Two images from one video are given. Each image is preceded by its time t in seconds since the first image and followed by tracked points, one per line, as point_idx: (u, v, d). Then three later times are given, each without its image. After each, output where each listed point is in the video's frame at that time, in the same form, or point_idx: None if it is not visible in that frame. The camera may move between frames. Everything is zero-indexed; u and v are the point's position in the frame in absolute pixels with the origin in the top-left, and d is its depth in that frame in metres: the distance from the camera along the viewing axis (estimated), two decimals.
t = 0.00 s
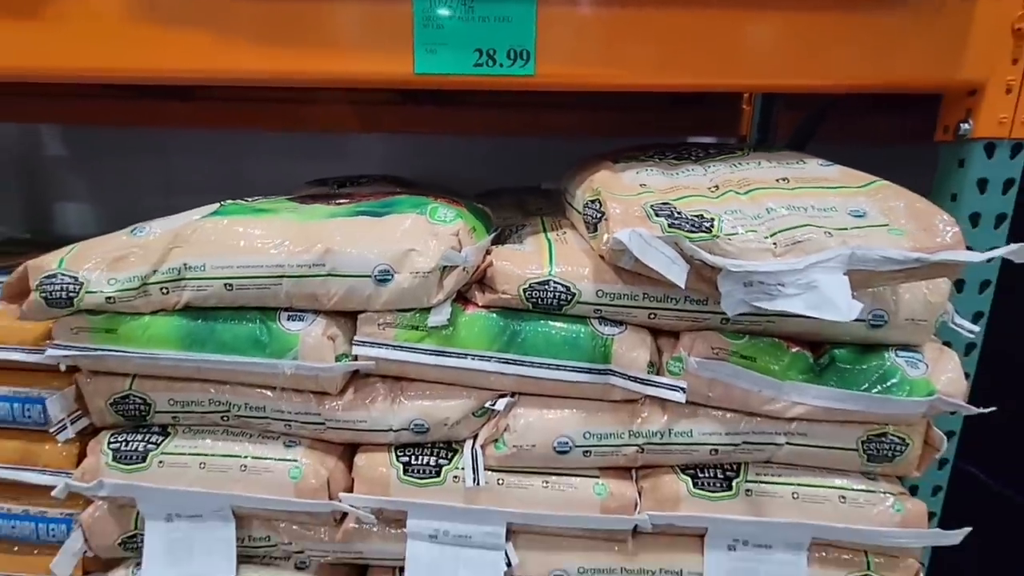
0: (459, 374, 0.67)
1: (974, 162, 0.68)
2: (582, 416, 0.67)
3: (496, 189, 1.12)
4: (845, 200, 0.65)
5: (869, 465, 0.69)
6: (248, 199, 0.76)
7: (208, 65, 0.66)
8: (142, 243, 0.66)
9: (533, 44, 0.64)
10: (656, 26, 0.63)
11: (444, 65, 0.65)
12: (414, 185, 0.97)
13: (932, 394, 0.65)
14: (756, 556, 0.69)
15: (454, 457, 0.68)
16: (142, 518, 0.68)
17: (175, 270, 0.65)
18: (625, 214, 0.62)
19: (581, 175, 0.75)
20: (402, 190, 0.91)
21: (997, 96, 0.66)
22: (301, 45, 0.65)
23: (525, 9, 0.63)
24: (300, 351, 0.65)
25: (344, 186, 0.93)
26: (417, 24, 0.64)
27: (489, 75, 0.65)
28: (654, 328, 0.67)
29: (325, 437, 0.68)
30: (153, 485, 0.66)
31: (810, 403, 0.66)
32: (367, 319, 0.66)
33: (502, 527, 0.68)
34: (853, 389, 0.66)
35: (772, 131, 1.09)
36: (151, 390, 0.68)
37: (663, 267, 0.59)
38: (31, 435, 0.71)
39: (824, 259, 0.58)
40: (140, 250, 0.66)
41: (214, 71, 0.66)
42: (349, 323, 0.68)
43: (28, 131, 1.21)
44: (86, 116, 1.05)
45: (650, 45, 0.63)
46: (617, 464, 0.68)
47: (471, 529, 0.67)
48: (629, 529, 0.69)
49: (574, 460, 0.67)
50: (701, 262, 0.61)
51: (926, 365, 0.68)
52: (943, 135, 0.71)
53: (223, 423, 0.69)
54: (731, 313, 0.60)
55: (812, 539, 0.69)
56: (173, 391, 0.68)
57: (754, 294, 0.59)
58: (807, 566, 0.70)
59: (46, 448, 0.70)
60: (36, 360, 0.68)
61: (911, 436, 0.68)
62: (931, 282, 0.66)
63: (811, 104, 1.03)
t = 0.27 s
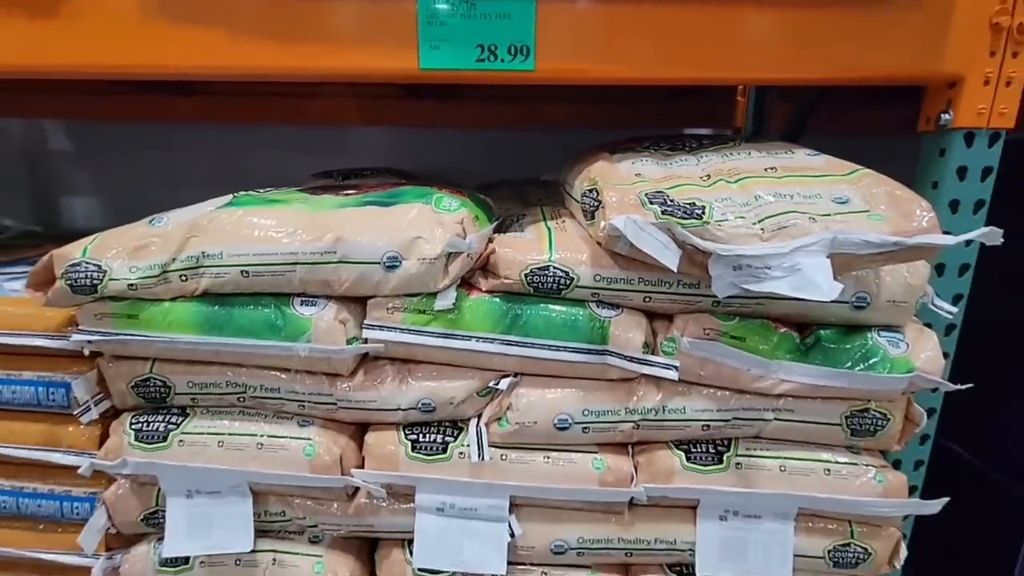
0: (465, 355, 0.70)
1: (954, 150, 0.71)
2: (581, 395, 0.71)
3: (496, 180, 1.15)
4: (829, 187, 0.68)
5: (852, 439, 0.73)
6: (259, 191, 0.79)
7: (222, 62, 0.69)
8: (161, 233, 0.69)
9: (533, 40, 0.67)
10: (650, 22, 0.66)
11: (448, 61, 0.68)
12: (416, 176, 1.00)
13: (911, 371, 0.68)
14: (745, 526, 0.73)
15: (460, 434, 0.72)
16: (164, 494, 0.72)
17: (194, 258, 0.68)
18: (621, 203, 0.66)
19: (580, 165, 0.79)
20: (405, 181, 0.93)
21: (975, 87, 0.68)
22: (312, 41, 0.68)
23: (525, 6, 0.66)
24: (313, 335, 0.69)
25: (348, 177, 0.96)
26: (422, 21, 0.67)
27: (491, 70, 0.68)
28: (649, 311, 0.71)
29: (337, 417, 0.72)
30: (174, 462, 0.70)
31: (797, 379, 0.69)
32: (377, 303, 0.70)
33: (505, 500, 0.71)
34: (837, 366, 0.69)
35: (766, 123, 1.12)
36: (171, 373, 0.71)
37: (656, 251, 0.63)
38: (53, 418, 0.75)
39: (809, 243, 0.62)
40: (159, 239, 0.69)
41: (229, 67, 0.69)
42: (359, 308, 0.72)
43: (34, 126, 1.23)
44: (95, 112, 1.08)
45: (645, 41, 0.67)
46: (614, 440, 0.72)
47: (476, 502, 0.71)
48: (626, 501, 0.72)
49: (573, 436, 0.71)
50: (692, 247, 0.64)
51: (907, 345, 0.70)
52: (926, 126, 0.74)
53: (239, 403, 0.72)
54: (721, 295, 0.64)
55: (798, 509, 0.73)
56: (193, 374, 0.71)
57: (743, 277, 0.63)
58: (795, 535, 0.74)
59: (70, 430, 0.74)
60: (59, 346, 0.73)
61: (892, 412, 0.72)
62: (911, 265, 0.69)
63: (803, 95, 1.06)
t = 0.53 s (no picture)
0: (466, 340, 0.73)
1: (933, 140, 0.74)
2: (578, 378, 0.74)
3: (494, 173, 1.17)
4: (814, 177, 0.71)
5: (837, 419, 0.76)
6: (267, 184, 0.82)
7: (230, 59, 0.72)
8: (173, 226, 0.72)
9: (529, 37, 0.69)
10: (642, 18, 0.69)
11: (448, 56, 0.70)
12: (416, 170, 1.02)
13: (892, 352, 0.71)
14: (737, 502, 0.76)
15: (462, 417, 0.75)
16: (179, 477, 0.75)
17: (205, 249, 0.71)
18: (615, 194, 0.69)
19: (577, 157, 0.81)
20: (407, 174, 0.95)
21: (955, 80, 0.70)
22: (316, 38, 0.71)
23: (522, 4, 0.68)
24: (321, 322, 0.71)
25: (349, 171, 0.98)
26: (423, 19, 0.69)
27: (489, 65, 0.71)
28: (643, 298, 0.74)
29: (344, 401, 0.75)
30: (187, 446, 0.73)
31: (785, 361, 0.72)
32: (382, 292, 0.73)
33: (506, 480, 0.75)
34: (822, 348, 0.72)
35: (760, 115, 1.11)
36: (184, 360, 0.74)
37: (648, 239, 0.66)
38: (69, 405, 0.78)
39: (794, 231, 0.65)
40: (171, 231, 0.72)
41: (237, 64, 0.72)
42: (364, 296, 0.75)
43: (36, 123, 1.25)
44: (99, 108, 1.10)
45: (638, 36, 0.69)
46: (610, 421, 0.75)
47: (478, 482, 0.74)
48: (621, 480, 0.76)
49: (571, 418, 0.74)
50: (684, 235, 0.67)
51: (889, 329, 0.73)
52: (909, 118, 0.77)
53: (250, 389, 0.75)
54: (710, 280, 0.67)
55: (786, 485, 0.76)
56: (205, 361, 0.74)
57: (732, 263, 0.66)
58: (783, 510, 0.77)
59: (85, 417, 0.77)
60: (76, 335, 0.76)
61: (874, 392, 0.75)
62: (893, 252, 0.72)
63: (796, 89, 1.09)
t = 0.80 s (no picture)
0: (466, 322, 0.76)
1: (916, 125, 0.76)
2: (573, 357, 0.77)
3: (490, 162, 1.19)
4: (800, 161, 0.74)
5: (823, 394, 0.79)
6: (269, 173, 0.84)
7: (233, 50, 0.74)
8: (180, 213, 0.74)
9: (525, 26, 0.72)
10: (634, 8, 0.71)
11: (446, 46, 0.72)
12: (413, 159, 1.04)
13: (875, 330, 0.74)
14: (726, 476, 0.79)
15: (462, 397, 0.78)
16: (189, 457, 0.77)
17: (212, 236, 0.73)
18: (608, 178, 0.71)
19: (572, 145, 0.84)
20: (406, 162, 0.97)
21: (937, 66, 0.73)
22: (317, 29, 0.73)
23: None
24: (325, 306, 0.74)
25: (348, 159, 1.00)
26: (421, 9, 0.71)
27: (486, 54, 0.73)
28: (636, 280, 0.77)
29: (347, 383, 0.77)
30: (197, 427, 0.75)
31: (771, 339, 0.75)
32: (384, 276, 0.75)
33: (505, 456, 0.77)
34: (807, 326, 0.75)
35: (752, 102, 1.16)
36: (192, 344, 0.77)
37: (639, 221, 0.69)
38: (79, 390, 0.80)
39: (780, 213, 0.67)
40: (178, 219, 0.74)
41: (240, 55, 0.74)
42: (366, 280, 0.77)
43: (35, 115, 1.26)
44: (99, 100, 1.12)
45: (630, 25, 0.71)
46: (604, 399, 0.78)
47: (478, 458, 0.77)
48: (615, 455, 0.79)
49: (567, 396, 0.77)
50: (674, 217, 0.70)
51: (873, 307, 0.76)
52: (893, 104, 0.79)
53: (256, 371, 0.78)
54: (700, 261, 0.70)
55: (774, 459, 0.79)
56: (212, 345, 0.77)
57: (720, 245, 0.69)
58: (771, 483, 0.80)
59: (96, 401, 0.80)
60: (86, 321, 0.78)
61: (858, 368, 0.78)
62: (875, 233, 0.75)
63: (785, 76, 1.11)
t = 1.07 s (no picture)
0: (466, 306, 0.77)
1: (910, 109, 0.77)
2: (572, 339, 0.78)
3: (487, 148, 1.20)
4: (795, 145, 0.75)
5: (816, 375, 0.80)
6: (270, 159, 0.84)
7: (233, 36, 0.74)
8: (181, 199, 0.75)
9: (522, 10, 0.72)
10: None
11: (444, 31, 0.73)
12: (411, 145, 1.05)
13: (867, 311, 0.76)
14: (721, 455, 0.81)
15: (463, 379, 0.79)
16: (194, 440, 0.79)
17: (213, 221, 0.74)
18: (605, 162, 0.72)
19: (570, 130, 0.85)
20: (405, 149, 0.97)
21: (930, 50, 0.74)
22: (316, 14, 0.73)
23: None
24: (327, 290, 0.75)
25: (347, 146, 1.00)
26: None
27: (484, 39, 0.73)
28: (633, 263, 0.78)
29: (350, 366, 0.79)
30: (203, 410, 0.77)
31: (766, 321, 0.77)
32: (384, 261, 0.76)
33: (505, 437, 0.79)
34: (801, 308, 0.76)
35: (750, 89, 1.13)
36: (196, 329, 0.78)
37: (636, 203, 0.70)
38: (84, 375, 0.82)
39: (774, 195, 0.68)
40: (179, 204, 0.75)
41: (240, 41, 0.74)
42: (366, 265, 0.78)
43: (30, 104, 1.26)
44: (96, 88, 1.12)
45: (627, 10, 0.72)
46: (602, 381, 0.80)
47: (478, 439, 0.78)
48: (613, 435, 0.80)
49: (565, 378, 0.78)
50: (671, 200, 0.71)
51: (866, 289, 0.77)
52: (888, 88, 0.80)
53: (259, 355, 0.79)
54: (696, 243, 0.71)
55: (767, 438, 0.81)
56: (216, 330, 0.78)
57: (716, 227, 0.70)
58: (765, 462, 0.82)
59: (101, 385, 0.81)
60: (90, 307, 0.79)
61: (850, 349, 0.79)
62: (868, 216, 0.76)
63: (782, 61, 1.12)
